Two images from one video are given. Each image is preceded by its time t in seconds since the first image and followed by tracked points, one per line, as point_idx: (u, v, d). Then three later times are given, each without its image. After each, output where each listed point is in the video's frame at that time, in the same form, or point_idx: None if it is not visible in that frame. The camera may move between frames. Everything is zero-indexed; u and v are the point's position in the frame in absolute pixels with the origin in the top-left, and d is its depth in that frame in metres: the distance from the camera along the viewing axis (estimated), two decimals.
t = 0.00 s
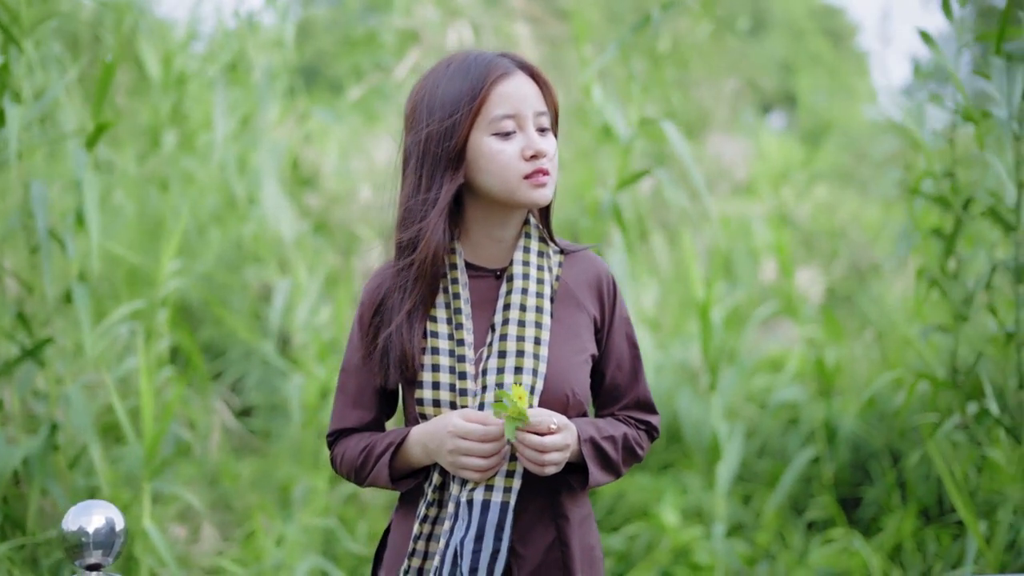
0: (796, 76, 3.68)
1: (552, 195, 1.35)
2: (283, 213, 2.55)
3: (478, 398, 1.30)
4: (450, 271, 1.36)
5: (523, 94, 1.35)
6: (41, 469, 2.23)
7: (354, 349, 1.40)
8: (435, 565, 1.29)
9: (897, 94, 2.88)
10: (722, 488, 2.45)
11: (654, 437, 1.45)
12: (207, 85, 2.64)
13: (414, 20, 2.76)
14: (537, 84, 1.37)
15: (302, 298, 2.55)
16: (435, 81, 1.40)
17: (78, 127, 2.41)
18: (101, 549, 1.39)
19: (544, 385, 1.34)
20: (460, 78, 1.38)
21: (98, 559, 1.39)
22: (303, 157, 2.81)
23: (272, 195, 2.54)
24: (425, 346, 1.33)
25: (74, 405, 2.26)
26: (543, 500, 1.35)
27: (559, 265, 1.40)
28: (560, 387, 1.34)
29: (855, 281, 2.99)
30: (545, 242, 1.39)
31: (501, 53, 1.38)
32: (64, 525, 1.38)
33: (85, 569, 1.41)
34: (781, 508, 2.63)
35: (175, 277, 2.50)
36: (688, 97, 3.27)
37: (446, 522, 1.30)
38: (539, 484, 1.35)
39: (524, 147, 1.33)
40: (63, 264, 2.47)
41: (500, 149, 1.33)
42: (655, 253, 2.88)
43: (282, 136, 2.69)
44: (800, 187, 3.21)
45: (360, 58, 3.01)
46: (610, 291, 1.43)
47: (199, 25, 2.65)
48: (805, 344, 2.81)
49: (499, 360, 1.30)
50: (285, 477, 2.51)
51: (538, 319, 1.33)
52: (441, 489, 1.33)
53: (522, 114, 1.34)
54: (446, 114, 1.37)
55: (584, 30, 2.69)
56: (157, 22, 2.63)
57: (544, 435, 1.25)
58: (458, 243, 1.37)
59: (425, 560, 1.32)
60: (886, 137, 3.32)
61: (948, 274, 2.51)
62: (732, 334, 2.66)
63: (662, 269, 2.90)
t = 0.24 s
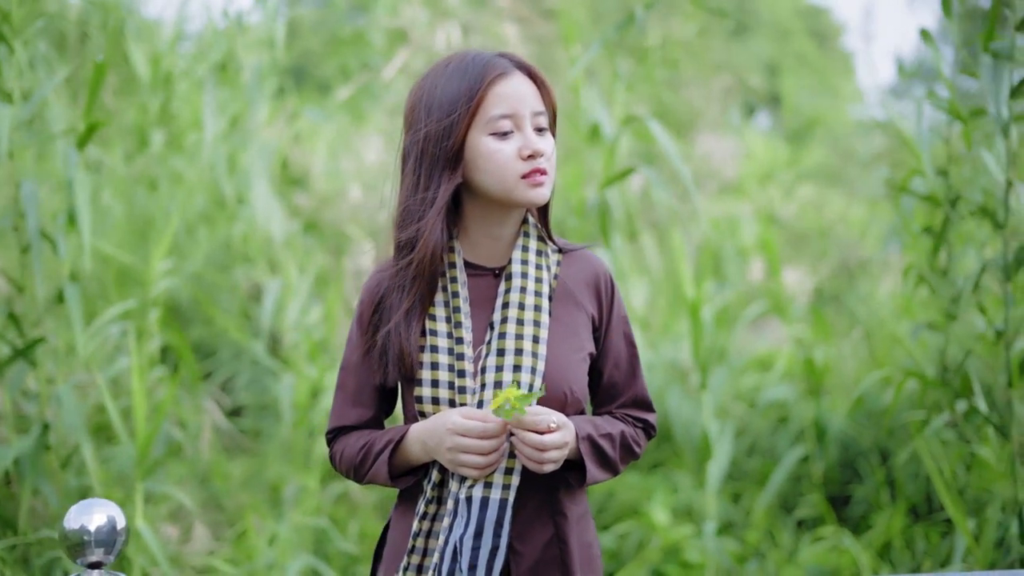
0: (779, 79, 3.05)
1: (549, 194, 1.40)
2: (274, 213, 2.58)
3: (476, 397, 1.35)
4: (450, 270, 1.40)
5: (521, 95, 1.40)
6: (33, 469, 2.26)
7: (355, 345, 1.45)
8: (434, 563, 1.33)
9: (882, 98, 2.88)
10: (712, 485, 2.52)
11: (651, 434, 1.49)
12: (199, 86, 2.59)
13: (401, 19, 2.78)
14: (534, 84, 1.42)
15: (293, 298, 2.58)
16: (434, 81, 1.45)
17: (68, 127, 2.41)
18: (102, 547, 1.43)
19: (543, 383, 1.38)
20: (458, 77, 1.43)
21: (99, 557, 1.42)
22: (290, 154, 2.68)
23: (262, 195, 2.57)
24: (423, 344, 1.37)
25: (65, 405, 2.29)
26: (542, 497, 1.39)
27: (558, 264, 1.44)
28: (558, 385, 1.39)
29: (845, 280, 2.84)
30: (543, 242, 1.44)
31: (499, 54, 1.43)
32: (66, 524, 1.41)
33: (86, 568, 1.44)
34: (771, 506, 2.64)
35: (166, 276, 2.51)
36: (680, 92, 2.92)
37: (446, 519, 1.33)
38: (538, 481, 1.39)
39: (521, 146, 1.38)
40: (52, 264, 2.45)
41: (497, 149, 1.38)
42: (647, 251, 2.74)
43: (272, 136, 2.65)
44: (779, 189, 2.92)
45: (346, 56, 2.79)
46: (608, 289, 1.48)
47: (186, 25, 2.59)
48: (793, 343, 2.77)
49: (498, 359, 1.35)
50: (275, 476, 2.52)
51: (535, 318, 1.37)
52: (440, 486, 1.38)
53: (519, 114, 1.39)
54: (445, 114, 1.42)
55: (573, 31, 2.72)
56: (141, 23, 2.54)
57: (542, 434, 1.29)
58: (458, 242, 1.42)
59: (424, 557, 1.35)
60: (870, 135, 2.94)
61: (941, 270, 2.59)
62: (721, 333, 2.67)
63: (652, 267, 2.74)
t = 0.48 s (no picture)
0: (768, 78, 2.91)
1: (548, 192, 1.47)
2: (267, 213, 2.59)
3: (476, 394, 1.41)
4: (451, 268, 1.47)
5: (521, 94, 1.46)
6: (27, 468, 2.29)
7: (358, 339, 1.52)
8: (434, 556, 1.39)
9: (872, 98, 2.83)
10: (706, 483, 2.56)
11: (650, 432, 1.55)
12: (191, 87, 2.58)
13: (393, 19, 2.71)
14: (534, 83, 1.48)
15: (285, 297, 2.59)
16: (436, 80, 1.51)
17: (60, 128, 2.41)
18: (106, 544, 1.44)
19: (543, 380, 1.44)
20: (459, 76, 1.49)
21: (103, 554, 1.44)
22: (280, 154, 2.64)
23: (255, 195, 2.58)
24: (423, 342, 1.44)
25: (59, 404, 2.33)
26: (541, 493, 1.45)
27: (558, 262, 1.51)
28: (558, 382, 1.45)
29: (837, 280, 2.79)
30: (544, 240, 1.50)
31: (499, 54, 1.49)
32: (70, 521, 1.42)
33: (90, 564, 1.45)
34: (763, 505, 2.65)
35: (160, 276, 2.51)
36: (671, 89, 2.82)
37: (446, 515, 1.40)
38: (537, 478, 1.46)
39: (521, 146, 1.45)
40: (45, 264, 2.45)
41: (497, 148, 1.44)
42: (639, 251, 2.69)
43: (264, 137, 2.63)
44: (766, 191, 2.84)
45: (336, 57, 2.71)
46: (608, 289, 1.54)
47: (173, 25, 2.57)
48: (785, 342, 2.74)
49: (498, 356, 1.41)
50: (268, 476, 2.53)
51: (535, 316, 1.44)
52: (440, 482, 1.44)
53: (519, 113, 1.45)
54: (445, 114, 1.48)
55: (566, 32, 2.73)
56: (130, 22, 2.53)
57: (541, 431, 1.35)
58: (458, 241, 1.49)
59: (424, 552, 1.42)
60: (859, 137, 2.83)
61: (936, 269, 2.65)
62: (713, 333, 2.68)
63: (644, 266, 2.69)
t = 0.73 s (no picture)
0: (755, 79, 2.91)
1: (547, 191, 1.50)
2: (259, 214, 2.59)
3: (474, 390, 1.46)
4: (452, 266, 1.51)
5: (522, 94, 1.49)
6: (21, 469, 2.28)
7: (360, 334, 1.55)
8: (434, 551, 1.42)
9: (860, 98, 2.86)
10: (699, 482, 2.56)
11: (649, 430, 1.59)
12: (183, 87, 2.57)
13: (387, 19, 2.73)
14: (535, 82, 1.51)
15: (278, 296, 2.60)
16: (438, 79, 1.54)
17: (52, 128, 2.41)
18: (110, 541, 1.46)
19: (542, 377, 1.48)
20: (462, 74, 1.51)
21: (106, 551, 1.45)
22: (272, 152, 2.65)
23: (247, 195, 2.58)
24: (424, 338, 1.47)
25: (53, 404, 2.32)
26: (538, 490, 1.50)
27: (558, 260, 1.55)
28: (557, 379, 1.48)
29: (827, 279, 2.81)
30: (544, 238, 1.54)
31: (501, 54, 1.52)
32: (74, 519, 1.44)
33: (93, 561, 1.46)
34: (755, 503, 2.67)
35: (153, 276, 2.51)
36: (664, 87, 2.83)
37: (445, 511, 1.44)
38: (535, 475, 1.50)
39: (521, 145, 1.48)
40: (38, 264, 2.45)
41: (498, 146, 1.47)
42: (631, 250, 2.70)
43: (256, 137, 2.63)
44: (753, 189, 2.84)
45: (327, 58, 2.71)
46: (607, 287, 1.58)
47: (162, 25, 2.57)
48: (775, 340, 2.75)
49: (497, 353, 1.44)
50: (261, 476, 2.54)
51: (535, 313, 1.47)
52: (439, 478, 1.48)
53: (520, 113, 1.48)
54: (447, 112, 1.51)
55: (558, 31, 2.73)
56: (120, 22, 2.53)
57: (540, 428, 1.40)
58: (459, 238, 1.53)
59: (425, 547, 1.46)
60: (846, 134, 2.86)
61: (928, 268, 2.67)
62: (705, 332, 2.69)
63: (636, 264, 2.70)
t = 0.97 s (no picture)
0: (745, 77, 2.85)
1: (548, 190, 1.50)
2: (254, 214, 2.61)
3: (475, 388, 1.45)
4: (455, 265, 1.51)
5: (525, 93, 1.49)
6: (18, 468, 2.32)
7: (362, 331, 1.55)
8: (436, 548, 1.43)
9: (850, 97, 2.84)
10: (694, 480, 2.60)
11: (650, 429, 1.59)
12: (176, 87, 2.57)
13: (381, 18, 2.72)
14: (538, 82, 1.51)
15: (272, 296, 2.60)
16: (442, 78, 1.54)
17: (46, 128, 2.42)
18: (115, 539, 1.46)
19: (543, 375, 1.48)
20: (465, 73, 1.51)
21: (112, 548, 1.46)
22: (266, 152, 2.64)
23: (243, 196, 2.60)
24: (427, 336, 1.48)
25: (49, 402, 2.36)
26: (539, 487, 1.50)
27: (560, 259, 1.55)
28: (557, 377, 1.49)
29: (820, 278, 2.78)
30: (546, 237, 1.54)
31: (504, 53, 1.52)
32: (79, 516, 1.45)
33: (100, 558, 1.48)
34: (749, 502, 2.67)
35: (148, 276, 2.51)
36: (658, 85, 2.80)
37: (447, 507, 1.44)
38: (536, 472, 1.50)
39: (523, 144, 1.48)
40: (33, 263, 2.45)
41: (500, 145, 1.48)
42: (625, 250, 2.69)
43: (250, 137, 2.63)
44: (745, 190, 2.80)
45: (318, 58, 2.68)
46: (609, 285, 1.58)
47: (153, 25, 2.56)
48: (769, 339, 2.75)
49: (499, 351, 1.45)
50: (257, 475, 2.54)
51: (536, 311, 1.48)
52: (441, 475, 1.48)
53: (522, 112, 1.49)
54: (450, 111, 1.51)
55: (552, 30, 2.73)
56: (111, 21, 2.51)
57: (540, 425, 1.40)
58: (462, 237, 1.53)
59: (427, 544, 1.46)
60: (838, 134, 2.83)
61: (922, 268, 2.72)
62: (699, 331, 2.70)
63: (631, 264, 2.69)
